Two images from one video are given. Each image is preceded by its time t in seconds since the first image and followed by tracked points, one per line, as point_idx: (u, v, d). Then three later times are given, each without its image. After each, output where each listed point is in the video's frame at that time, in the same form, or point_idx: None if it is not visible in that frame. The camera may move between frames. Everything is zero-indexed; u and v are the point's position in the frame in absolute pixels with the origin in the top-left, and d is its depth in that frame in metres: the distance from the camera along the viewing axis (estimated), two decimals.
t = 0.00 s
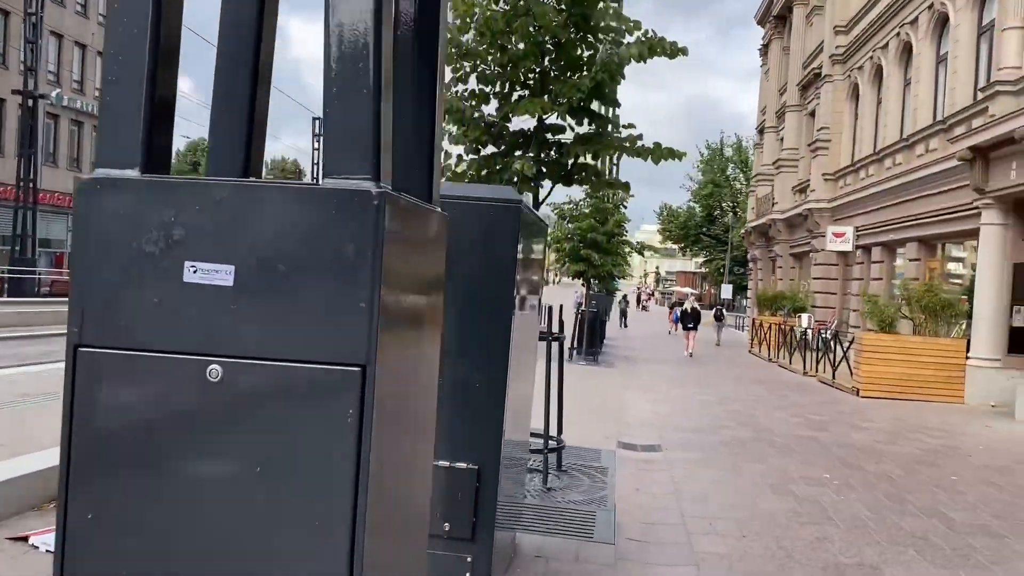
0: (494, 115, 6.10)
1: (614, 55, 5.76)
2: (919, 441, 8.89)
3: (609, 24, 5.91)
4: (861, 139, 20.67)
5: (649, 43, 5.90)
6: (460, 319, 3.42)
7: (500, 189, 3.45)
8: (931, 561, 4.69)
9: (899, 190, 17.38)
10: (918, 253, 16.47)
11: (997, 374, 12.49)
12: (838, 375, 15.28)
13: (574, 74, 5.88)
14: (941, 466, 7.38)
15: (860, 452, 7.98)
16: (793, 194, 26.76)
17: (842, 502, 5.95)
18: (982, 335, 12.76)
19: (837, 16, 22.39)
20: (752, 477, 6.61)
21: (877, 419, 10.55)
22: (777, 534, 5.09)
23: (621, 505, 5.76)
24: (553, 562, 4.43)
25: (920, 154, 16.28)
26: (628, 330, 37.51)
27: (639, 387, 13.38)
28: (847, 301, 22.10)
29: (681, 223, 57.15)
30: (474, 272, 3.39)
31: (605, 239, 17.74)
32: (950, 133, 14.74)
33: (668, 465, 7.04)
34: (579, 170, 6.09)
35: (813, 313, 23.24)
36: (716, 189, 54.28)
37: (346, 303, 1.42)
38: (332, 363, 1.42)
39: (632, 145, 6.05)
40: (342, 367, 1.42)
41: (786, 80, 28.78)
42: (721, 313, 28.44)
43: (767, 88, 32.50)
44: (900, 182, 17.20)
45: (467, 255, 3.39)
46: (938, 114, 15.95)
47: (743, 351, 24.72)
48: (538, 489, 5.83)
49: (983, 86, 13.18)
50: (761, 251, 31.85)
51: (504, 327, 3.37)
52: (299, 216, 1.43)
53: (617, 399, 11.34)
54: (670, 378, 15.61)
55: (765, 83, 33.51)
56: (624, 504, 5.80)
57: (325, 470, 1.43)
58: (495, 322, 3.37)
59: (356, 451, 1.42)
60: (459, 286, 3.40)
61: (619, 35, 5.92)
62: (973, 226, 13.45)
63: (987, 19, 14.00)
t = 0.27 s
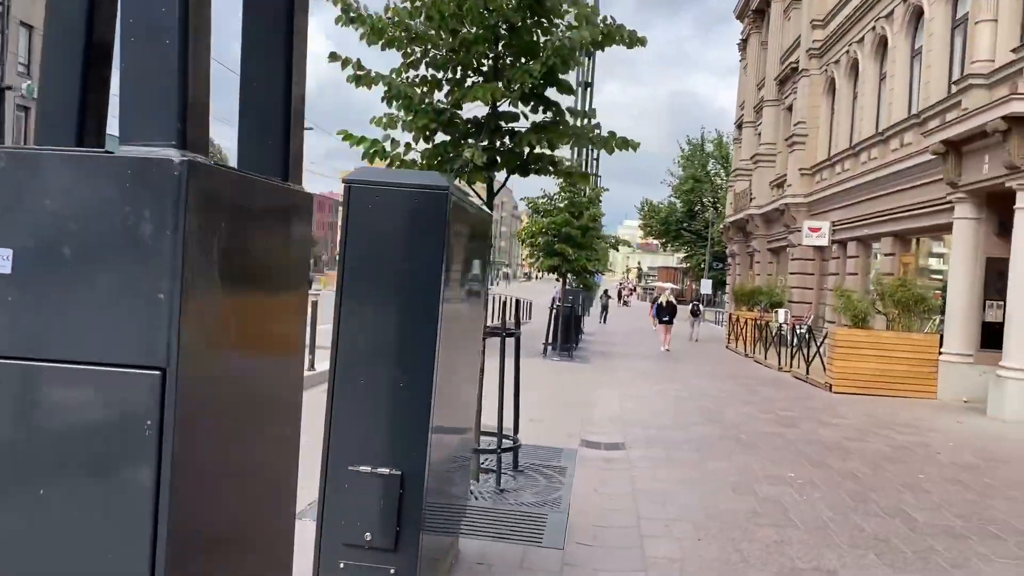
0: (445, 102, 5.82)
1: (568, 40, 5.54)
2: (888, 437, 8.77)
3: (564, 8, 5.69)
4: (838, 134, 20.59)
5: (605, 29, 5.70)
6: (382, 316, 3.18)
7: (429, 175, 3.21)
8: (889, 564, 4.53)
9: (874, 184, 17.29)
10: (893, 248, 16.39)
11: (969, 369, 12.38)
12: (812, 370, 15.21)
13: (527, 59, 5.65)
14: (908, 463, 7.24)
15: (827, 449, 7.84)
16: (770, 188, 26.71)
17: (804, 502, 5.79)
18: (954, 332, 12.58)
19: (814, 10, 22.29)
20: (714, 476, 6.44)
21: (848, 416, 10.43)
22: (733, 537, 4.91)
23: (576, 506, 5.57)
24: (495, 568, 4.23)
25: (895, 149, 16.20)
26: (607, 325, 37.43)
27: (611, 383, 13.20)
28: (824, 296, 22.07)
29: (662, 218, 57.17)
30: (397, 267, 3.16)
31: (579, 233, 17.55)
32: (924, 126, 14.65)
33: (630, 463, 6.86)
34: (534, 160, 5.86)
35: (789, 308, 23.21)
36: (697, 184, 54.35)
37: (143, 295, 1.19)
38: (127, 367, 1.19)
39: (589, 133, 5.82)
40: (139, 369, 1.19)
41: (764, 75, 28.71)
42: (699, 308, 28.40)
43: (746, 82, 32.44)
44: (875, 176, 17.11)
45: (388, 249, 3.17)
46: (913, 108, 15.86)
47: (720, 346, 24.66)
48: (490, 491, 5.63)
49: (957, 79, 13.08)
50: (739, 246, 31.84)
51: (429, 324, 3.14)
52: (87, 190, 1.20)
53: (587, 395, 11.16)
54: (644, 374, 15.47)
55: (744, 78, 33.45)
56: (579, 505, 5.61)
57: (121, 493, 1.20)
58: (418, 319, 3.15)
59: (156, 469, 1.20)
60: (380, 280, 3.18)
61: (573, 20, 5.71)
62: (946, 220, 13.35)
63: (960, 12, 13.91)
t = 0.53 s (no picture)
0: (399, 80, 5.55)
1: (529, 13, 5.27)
2: (866, 430, 8.58)
3: None
4: (822, 124, 20.41)
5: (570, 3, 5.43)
6: (299, 305, 2.90)
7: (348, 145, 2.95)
8: (858, 562, 4.30)
9: (858, 174, 17.11)
10: (876, 239, 16.24)
11: (952, 361, 12.21)
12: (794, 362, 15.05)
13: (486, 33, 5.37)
14: (885, 456, 7.04)
15: (803, 442, 7.64)
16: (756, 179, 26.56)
17: (774, 497, 5.56)
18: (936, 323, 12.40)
19: None
20: (684, 471, 6.21)
21: (827, 408, 10.25)
22: (695, 534, 4.69)
23: (536, 501, 5.32)
24: (440, 569, 3.99)
25: (879, 138, 16.02)
26: (594, 317, 37.29)
27: (590, 375, 12.99)
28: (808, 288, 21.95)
29: (650, 211, 57.05)
30: (316, 249, 2.90)
31: (561, 223, 17.31)
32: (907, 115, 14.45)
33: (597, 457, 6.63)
34: (494, 140, 5.60)
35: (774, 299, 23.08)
36: (685, 176, 54.25)
37: None
38: None
39: (551, 111, 5.56)
40: None
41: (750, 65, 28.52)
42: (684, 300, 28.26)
43: (732, 73, 32.22)
44: (859, 166, 16.93)
45: (306, 231, 2.90)
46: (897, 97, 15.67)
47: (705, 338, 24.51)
48: (447, 487, 5.39)
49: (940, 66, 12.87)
50: (725, 238, 31.71)
51: (350, 313, 2.89)
52: None
53: (563, 387, 10.93)
54: (624, 366, 15.29)
55: (730, 68, 33.27)
56: (540, 500, 5.36)
57: None
58: (338, 306, 2.89)
59: None
60: (298, 264, 2.90)
61: None
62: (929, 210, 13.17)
63: None
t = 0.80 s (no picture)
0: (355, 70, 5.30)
1: None
2: (847, 429, 8.41)
3: None
4: (811, 116, 20.21)
5: None
6: (214, 329, 2.68)
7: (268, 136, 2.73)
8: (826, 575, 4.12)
9: (846, 167, 16.91)
10: (864, 233, 16.07)
11: (938, 356, 12.06)
12: (779, 357, 14.91)
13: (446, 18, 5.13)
14: (863, 458, 6.88)
15: (780, 443, 7.47)
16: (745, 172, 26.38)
17: (745, 502, 5.38)
18: (921, 318, 12.27)
19: None
20: (654, 475, 6.03)
21: (808, 405, 10.10)
22: (659, 544, 4.50)
23: (498, 508, 5.12)
24: None
25: (867, 131, 15.82)
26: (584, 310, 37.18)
27: (572, 371, 12.81)
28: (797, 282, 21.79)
29: (642, 203, 56.87)
30: (231, 270, 2.67)
31: (546, 216, 17.09)
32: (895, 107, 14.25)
33: (567, 460, 6.44)
34: (455, 132, 5.37)
35: (763, 293, 22.94)
36: (677, 168, 54.11)
37: None
38: None
39: (514, 101, 5.33)
40: None
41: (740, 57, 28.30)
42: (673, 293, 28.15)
43: (723, 65, 32.01)
44: (847, 159, 16.73)
45: (220, 249, 2.67)
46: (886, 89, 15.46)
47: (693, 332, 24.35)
48: (405, 495, 5.19)
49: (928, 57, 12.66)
50: (714, 231, 31.55)
51: (268, 338, 2.68)
52: None
53: (542, 384, 10.75)
54: (608, 361, 15.13)
55: (720, 60, 33.08)
56: (502, 506, 5.18)
57: None
58: (255, 331, 2.67)
59: None
60: (211, 286, 2.68)
61: None
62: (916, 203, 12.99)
63: None
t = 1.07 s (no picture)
0: (309, 39, 5.00)
1: None
2: (834, 419, 8.17)
3: None
4: (805, 102, 19.93)
5: None
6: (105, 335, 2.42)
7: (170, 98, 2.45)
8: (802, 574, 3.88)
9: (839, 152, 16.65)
10: (856, 219, 15.80)
11: (929, 344, 11.85)
12: (769, 345, 14.69)
13: None
14: (848, 448, 6.65)
15: (764, 433, 7.24)
16: (738, 159, 26.11)
17: (722, 495, 5.14)
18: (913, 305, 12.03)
19: None
20: (629, 466, 5.79)
21: (796, 394, 9.87)
22: (627, 540, 4.25)
23: (462, 501, 4.89)
24: None
25: (859, 115, 15.54)
26: (577, 299, 36.94)
27: (557, 359, 12.56)
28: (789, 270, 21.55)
29: (637, 192, 56.61)
30: (125, 268, 2.40)
31: (533, 202, 16.83)
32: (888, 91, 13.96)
33: (540, 451, 6.20)
34: (417, 106, 5.09)
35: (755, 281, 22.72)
36: (672, 157, 53.88)
37: None
38: None
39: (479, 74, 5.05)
40: None
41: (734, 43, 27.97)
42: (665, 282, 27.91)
43: (717, 51, 31.66)
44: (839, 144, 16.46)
45: (112, 245, 2.40)
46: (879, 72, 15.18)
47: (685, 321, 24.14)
48: (364, 488, 4.96)
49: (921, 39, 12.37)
50: (708, 219, 31.30)
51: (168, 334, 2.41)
52: None
53: (525, 373, 10.49)
54: (596, 349, 14.89)
55: (714, 47, 32.72)
56: (466, 499, 4.93)
57: None
58: (150, 337, 2.40)
59: None
60: (103, 286, 2.41)
61: None
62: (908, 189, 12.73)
63: None
